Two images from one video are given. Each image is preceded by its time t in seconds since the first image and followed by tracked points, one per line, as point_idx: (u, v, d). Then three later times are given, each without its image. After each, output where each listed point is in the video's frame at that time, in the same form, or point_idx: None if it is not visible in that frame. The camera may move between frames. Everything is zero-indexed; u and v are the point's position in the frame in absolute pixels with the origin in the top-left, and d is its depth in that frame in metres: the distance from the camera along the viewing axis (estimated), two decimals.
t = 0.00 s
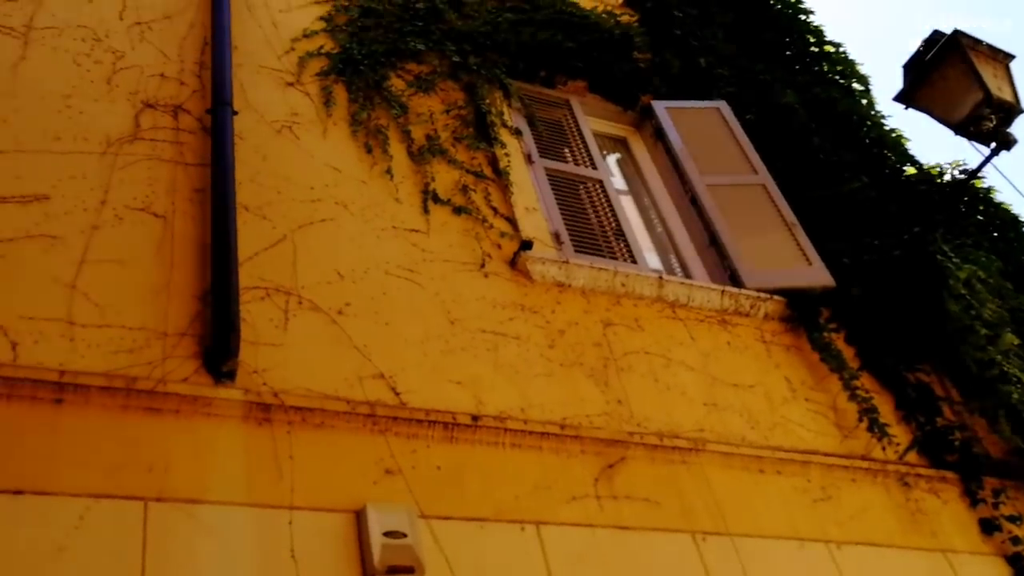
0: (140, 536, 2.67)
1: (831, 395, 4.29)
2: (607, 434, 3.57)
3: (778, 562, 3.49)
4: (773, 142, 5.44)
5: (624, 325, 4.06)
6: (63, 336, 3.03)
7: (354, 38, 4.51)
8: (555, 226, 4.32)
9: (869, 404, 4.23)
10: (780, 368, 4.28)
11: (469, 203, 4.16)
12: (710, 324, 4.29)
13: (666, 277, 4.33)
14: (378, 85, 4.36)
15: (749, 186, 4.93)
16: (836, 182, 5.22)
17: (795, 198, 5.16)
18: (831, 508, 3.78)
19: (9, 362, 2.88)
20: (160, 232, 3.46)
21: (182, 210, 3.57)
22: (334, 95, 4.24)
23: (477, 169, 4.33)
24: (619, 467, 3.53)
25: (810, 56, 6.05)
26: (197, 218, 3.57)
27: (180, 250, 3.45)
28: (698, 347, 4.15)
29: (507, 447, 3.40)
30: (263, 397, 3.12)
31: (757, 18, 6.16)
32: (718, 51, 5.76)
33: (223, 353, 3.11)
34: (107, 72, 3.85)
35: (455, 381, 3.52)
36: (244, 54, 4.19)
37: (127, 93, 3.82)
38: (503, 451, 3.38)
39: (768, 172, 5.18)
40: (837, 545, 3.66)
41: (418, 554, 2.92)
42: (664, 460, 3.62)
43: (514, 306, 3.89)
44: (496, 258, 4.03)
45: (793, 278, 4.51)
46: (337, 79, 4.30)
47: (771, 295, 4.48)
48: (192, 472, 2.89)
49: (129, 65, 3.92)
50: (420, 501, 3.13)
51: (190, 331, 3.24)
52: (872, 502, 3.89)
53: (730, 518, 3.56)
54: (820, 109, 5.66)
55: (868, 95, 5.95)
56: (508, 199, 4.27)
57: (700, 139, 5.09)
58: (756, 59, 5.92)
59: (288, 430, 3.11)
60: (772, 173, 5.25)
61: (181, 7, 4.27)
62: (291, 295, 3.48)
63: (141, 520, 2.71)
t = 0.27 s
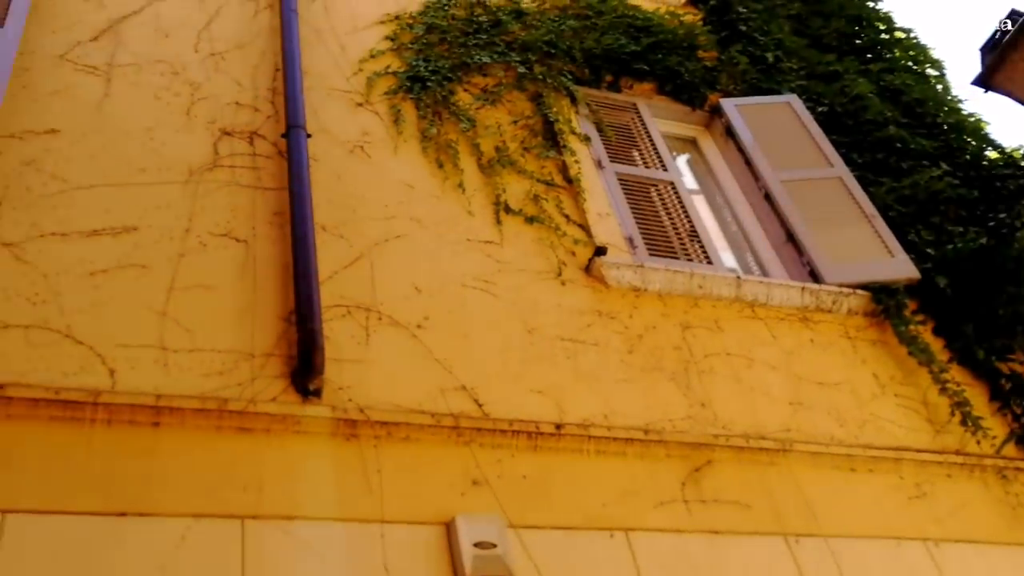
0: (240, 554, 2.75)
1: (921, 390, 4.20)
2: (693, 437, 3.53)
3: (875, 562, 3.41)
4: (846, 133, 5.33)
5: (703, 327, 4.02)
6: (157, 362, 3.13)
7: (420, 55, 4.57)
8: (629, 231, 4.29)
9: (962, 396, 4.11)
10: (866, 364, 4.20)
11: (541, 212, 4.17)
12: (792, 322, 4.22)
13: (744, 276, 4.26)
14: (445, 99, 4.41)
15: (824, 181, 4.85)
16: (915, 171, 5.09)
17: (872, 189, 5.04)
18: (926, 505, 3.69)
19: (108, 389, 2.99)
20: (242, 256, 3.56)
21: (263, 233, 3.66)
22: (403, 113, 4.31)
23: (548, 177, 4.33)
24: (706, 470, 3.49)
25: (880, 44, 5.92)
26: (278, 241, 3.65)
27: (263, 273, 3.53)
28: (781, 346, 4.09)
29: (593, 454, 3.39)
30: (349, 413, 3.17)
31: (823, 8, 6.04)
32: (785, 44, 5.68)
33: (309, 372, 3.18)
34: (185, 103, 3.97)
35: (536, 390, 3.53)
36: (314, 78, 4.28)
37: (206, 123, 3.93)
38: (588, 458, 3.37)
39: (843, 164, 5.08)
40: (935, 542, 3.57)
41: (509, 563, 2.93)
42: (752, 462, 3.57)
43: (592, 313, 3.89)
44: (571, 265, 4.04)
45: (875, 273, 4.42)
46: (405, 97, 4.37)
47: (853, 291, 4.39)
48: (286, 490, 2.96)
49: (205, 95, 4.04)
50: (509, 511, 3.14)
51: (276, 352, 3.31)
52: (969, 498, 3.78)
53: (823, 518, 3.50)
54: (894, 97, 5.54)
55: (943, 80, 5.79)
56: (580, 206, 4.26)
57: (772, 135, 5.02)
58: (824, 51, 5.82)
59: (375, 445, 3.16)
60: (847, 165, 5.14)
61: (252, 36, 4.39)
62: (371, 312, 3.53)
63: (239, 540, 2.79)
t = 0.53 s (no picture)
0: (334, 569, 2.80)
1: (1014, 378, 4.10)
2: (779, 436, 3.47)
3: (975, 559, 3.32)
4: (920, 118, 5.19)
5: (782, 324, 3.96)
6: (243, 382, 3.20)
7: (482, 66, 4.60)
8: (701, 230, 4.24)
9: None
10: (954, 354, 4.10)
11: (611, 215, 4.15)
12: (874, 314, 4.13)
13: (823, 270, 4.18)
14: (510, 108, 4.42)
15: (900, 168, 4.73)
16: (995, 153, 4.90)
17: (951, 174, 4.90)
18: None
19: (198, 410, 3.06)
20: (320, 275, 3.62)
21: (338, 251, 3.72)
22: (468, 124, 4.34)
23: (616, 180, 4.31)
24: (793, 469, 3.43)
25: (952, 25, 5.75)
26: (353, 258, 3.71)
27: (340, 290, 3.59)
28: (863, 339, 4.00)
29: (676, 457, 3.35)
30: (432, 425, 3.19)
31: None
32: (851, 30, 5.56)
33: (390, 386, 3.21)
34: (257, 128, 4.06)
35: (615, 395, 3.51)
36: (380, 95, 4.34)
37: (278, 145, 4.02)
38: (672, 462, 3.34)
39: (919, 151, 4.95)
40: None
41: (599, 570, 2.93)
42: (840, 459, 3.51)
43: (668, 314, 3.86)
44: (644, 267, 4.01)
45: (959, 260, 4.29)
46: (469, 108, 4.40)
47: (937, 280, 4.27)
48: (374, 504, 3.00)
49: (276, 118, 4.12)
50: (595, 518, 3.13)
51: (357, 367, 3.36)
52: None
53: (917, 515, 3.42)
54: (969, 79, 5.37)
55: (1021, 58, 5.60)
56: (650, 207, 4.22)
57: (843, 125, 4.91)
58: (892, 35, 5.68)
59: (459, 456, 3.18)
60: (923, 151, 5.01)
61: (317, 57, 4.47)
62: (448, 323, 3.56)
63: (332, 555, 2.83)
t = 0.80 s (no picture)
0: None
1: None
2: (853, 441, 3.40)
3: None
4: (983, 110, 5.07)
5: (851, 326, 3.89)
6: (313, 405, 3.25)
7: (534, 81, 4.62)
8: (763, 235, 4.19)
9: None
10: None
11: (670, 223, 4.12)
12: (945, 313, 4.04)
13: (890, 270, 4.09)
14: (563, 122, 4.43)
15: (966, 162, 4.63)
16: None
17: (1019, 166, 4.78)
18: None
19: (271, 435, 3.11)
20: (383, 296, 3.66)
21: (400, 272, 3.76)
22: (523, 140, 4.36)
23: (673, 189, 4.28)
24: (870, 475, 3.37)
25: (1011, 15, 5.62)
26: (415, 278, 3.74)
27: (405, 311, 3.62)
28: (936, 339, 3.92)
29: (749, 466, 3.31)
30: (501, 442, 3.20)
31: None
32: (908, 25, 5.46)
33: (458, 404, 3.23)
34: (316, 154, 4.13)
35: (684, 405, 3.48)
36: (434, 115, 4.38)
37: (337, 170, 4.08)
38: (744, 471, 3.30)
39: (984, 144, 4.83)
40: None
41: None
42: (918, 463, 3.44)
43: (733, 321, 3.82)
44: (706, 275, 3.98)
45: None
46: (523, 124, 4.42)
47: (1010, 275, 4.16)
48: (448, 523, 3.02)
49: (334, 144, 4.19)
50: (669, 530, 3.11)
51: (424, 386, 3.38)
52: None
53: (1000, 518, 3.35)
54: None
55: None
56: (709, 214, 4.19)
57: (905, 121, 4.82)
58: (953, 28, 5.56)
59: (529, 472, 3.18)
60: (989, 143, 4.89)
61: (371, 82, 4.53)
62: (512, 339, 3.57)
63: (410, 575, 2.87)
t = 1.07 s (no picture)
0: None
1: None
2: (933, 462, 3.33)
3: None
4: None
5: (924, 344, 3.81)
6: (383, 439, 3.27)
7: (590, 109, 4.64)
8: (829, 254, 4.13)
9: None
10: None
11: (733, 246, 4.09)
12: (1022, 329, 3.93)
13: (962, 285, 3.99)
14: (621, 148, 4.44)
15: None
16: None
17: None
18: None
19: (344, 470, 3.14)
20: (449, 329, 3.68)
21: (465, 304, 3.79)
22: (582, 168, 4.37)
23: (735, 211, 4.25)
24: (952, 496, 3.29)
25: None
26: (480, 310, 3.76)
27: (471, 342, 3.64)
28: (1014, 356, 3.82)
29: (826, 490, 3.25)
30: (572, 471, 3.19)
31: None
32: (968, 36, 5.37)
33: (527, 434, 3.22)
34: (378, 190, 4.19)
35: (756, 429, 3.43)
36: (492, 147, 4.43)
37: (399, 205, 4.14)
38: (821, 495, 3.24)
39: None
40: None
41: None
42: (1002, 483, 3.34)
43: (802, 343, 3.76)
44: (773, 296, 3.94)
45: None
46: (582, 152, 4.44)
47: None
48: (522, 555, 3.01)
49: (395, 179, 4.25)
50: (747, 557, 3.06)
51: (493, 417, 3.38)
52: None
53: None
54: None
55: None
56: (773, 235, 4.15)
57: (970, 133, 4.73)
58: (953, 27, 5.44)
59: (601, 501, 3.16)
60: None
61: (429, 117, 4.60)
62: (578, 368, 3.56)
63: None
